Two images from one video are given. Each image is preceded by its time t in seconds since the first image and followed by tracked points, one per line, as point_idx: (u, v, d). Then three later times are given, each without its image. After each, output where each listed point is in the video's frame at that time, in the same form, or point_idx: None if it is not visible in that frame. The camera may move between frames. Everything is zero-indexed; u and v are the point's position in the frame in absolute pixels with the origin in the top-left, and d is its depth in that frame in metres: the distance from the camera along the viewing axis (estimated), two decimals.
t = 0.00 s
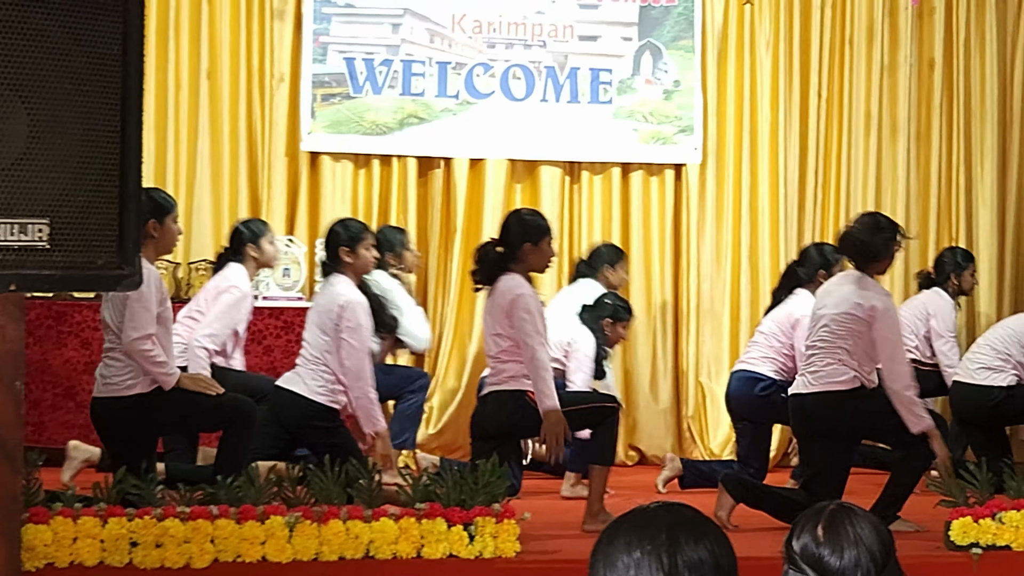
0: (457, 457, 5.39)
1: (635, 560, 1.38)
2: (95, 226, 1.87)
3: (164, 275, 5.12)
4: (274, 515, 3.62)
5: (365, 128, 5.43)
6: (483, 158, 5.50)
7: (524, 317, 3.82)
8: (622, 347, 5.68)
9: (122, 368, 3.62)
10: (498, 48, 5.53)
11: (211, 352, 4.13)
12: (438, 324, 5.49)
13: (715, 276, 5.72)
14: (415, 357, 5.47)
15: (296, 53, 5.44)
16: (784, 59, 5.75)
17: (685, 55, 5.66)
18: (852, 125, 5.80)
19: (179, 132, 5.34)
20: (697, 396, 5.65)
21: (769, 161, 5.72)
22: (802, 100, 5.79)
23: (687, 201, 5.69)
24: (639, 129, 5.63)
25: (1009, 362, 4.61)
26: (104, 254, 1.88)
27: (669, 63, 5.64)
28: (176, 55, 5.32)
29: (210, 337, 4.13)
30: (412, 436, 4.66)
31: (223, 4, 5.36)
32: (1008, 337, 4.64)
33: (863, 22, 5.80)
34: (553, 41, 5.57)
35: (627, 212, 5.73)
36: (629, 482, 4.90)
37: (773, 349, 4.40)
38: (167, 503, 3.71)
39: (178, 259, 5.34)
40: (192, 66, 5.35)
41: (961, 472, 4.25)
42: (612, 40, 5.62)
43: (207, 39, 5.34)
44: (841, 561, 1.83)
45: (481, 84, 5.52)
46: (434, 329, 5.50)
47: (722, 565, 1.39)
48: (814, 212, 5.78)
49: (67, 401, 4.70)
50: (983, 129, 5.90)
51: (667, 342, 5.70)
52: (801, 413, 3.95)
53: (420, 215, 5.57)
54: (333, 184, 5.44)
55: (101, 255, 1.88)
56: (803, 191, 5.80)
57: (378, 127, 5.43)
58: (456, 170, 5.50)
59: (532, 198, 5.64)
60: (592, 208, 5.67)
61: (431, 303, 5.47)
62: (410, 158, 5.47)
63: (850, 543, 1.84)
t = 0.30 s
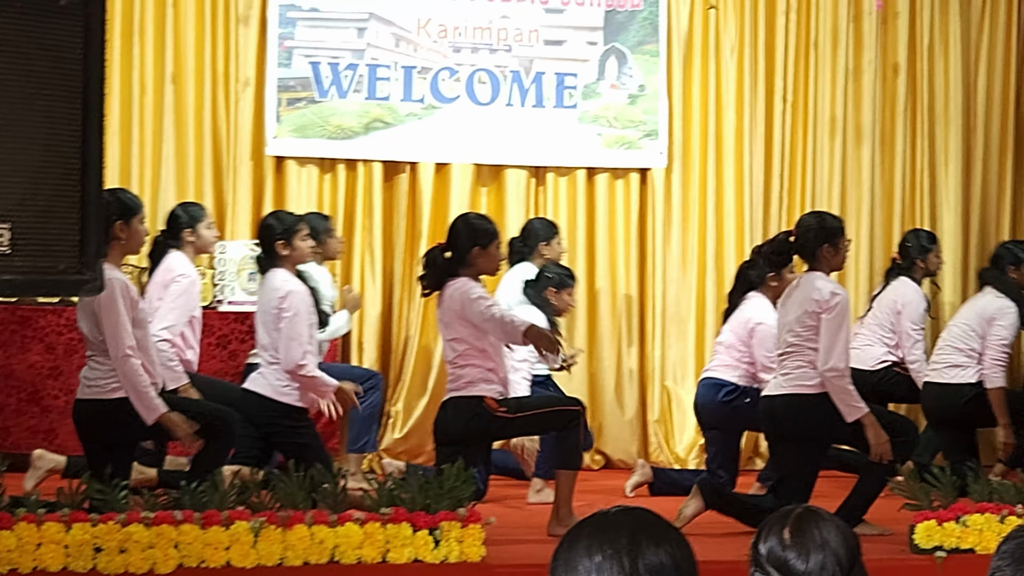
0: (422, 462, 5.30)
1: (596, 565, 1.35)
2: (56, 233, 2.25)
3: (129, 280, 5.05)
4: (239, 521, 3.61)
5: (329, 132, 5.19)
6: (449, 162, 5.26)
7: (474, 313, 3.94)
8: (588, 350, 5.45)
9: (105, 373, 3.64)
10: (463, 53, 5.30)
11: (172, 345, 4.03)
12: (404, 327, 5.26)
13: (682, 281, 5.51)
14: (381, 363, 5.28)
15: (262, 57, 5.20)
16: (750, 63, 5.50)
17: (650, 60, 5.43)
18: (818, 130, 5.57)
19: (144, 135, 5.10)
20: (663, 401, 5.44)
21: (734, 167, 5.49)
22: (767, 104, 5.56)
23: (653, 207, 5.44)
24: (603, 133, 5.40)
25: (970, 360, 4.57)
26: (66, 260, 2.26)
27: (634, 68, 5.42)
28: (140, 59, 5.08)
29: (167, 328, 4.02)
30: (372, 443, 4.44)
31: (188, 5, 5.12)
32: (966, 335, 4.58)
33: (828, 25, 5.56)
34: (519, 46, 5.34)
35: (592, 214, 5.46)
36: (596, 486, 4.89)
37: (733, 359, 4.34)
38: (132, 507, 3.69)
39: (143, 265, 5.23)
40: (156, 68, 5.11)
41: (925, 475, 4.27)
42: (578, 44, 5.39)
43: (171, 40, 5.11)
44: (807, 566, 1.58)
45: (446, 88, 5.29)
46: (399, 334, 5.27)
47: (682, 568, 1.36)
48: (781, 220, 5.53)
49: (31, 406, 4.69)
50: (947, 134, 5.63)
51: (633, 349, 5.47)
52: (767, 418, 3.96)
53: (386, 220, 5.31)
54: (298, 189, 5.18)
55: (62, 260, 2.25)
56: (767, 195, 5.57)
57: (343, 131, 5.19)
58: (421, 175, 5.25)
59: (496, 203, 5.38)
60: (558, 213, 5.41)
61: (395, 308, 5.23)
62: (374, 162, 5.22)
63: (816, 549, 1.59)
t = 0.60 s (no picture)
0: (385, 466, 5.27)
1: (556, 567, 1.43)
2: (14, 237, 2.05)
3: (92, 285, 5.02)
4: (201, 525, 3.60)
5: (292, 136, 5.18)
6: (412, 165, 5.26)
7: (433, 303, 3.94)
8: (550, 354, 5.44)
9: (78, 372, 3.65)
10: (426, 56, 5.30)
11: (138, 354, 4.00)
12: (367, 332, 5.23)
13: (645, 285, 5.52)
14: (344, 367, 5.26)
15: (224, 61, 5.18)
16: (712, 67, 5.53)
17: (614, 64, 5.44)
18: (781, 133, 5.58)
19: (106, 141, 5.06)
20: (627, 404, 5.44)
21: (698, 170, 5.51)
22: (730, 107, 5.57)
23: (616, 211, 5.45)
24: (566, 137, 5.41)
25: (930, 357, 4.44)
26: (24, 264, 2.06)
27: (597, 71, 5.43)
28: (102, 63, 5.05)
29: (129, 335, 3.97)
30: (338, 445, 4.47)
31: (149, 8, 5.10)
32: (922, 331, 4.48)
33: (790, 30, 5.57)
34: (482, 50, 5.34)
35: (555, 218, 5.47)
36: (562, 490, 4.88)
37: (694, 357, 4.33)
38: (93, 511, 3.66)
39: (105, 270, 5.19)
40: (118, 73, 5.08)
41: (888, 479, 4.27)
42: (541, 48, 5.40)
43: (134, 44, 5.07)
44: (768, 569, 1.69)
45: (409, 92, 5.28)
46: (363, 338, 5.24)
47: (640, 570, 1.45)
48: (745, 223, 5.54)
49: None
50: (909, 136, 5.66)
51: (596, 352, 5.47)
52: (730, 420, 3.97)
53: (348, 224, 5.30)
54: (261, 193, 5.16)
55: (21, 265, 2.05)
56: (729, 202, 5.57)
57: (306, 135, 5.19)
58: (384, 179, 5.24)
59: (461, 207, 5.38)
60: (522, 216, 5.41)
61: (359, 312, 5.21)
62: (337, 166, 5.21)
63: (775, 553, 1.70)
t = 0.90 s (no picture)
0: (349, 470, 5.26)
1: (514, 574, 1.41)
2: None
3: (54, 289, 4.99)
4: (162, 531, 3.60)
5: (254, 140, 5.17)
6: (375, 169, 5.25)
7: (398, 298, 3.89)
8: (512, 358, 5.45)
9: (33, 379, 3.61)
10: (389, 61, 5.31)
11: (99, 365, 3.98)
12: (329, 336, 5.23)
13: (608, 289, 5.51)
14: (307, 370, 5.25)
15: (185, 66, 5.17)
16: (674, 71, 5.53)
17: (576, 68, 5.45)
18: (743, 137, 5.60)
19: (67, 146, 5.04)
20: (590, 408, 5.44)
21: (660, 174, 5.52)
22: (692, 110, 5.59)
23: (579, 215, 5.45)
24: (529, 142, 5.42)
25: (893, 358, 4.49)
26: None
27: (560, 76, 5.44)
28: (62, 67, 5.02)
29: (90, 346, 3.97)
30: (301, 450, 4.45)
31: (110, 13, 5.08)
32: (882, 334, 4.53)
33: (751, 35, 5.59)
34: (444, 54, 5.35)
35: (518, 222, 5.47)
36: (525, 493, 4.88)
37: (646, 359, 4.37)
38: (53, 517, 3.65)
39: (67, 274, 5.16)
40: (79, 77, 5.05)
41: (848, 483, 4.29)
42: (503, 52, 5.41)
43: (95, 48, 5.06)
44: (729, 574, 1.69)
45: (372, 96, 5.29)
46: (325, 343, 5.23)
47: None
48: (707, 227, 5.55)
49: None
50: (870, 140, 5.69)
51: (559, 356, 5.47)
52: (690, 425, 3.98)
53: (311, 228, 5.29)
54: (223, 197, 5.16)
55: None
56: (691, 204, 5.59)
57: (268, 139, 5.18)
58: (347, 183, 5.23)
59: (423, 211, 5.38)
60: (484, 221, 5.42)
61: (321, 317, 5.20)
62: (299, 170, 5.20)
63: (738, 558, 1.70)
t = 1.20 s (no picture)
0: (311, 476, 5.25)
1: None
2: None
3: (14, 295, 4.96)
4: (123, 536, 3.56)
5: (216, 145, 5.16)
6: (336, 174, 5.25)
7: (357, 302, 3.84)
8: (474, 363, 5.45)
9: None
10: (351, 66, 5.31)
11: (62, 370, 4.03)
12: (291, 342, 5.22)
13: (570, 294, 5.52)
14: (268, 375, 5.24)
15: (147, 70, 5.16)
16: (636, 76, 5.55)
17: (538, 73, 5.47)
18: (704, 142, 5.63)
19: (28, 152, 5.02)
20: (552, 413, 5.46)
21: (621, 179, 5.55)
22: (654, 116, 5.61)
23: (541, 220, 5.47)
24: (491, 147, 5.43)
25: (855, 364, 4.52)
26: None
27: (521, 81, 5.45)
28: (23, 72, 5.00)
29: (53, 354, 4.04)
30: (262, 454, 4.44)
31: (71, 17, 5.06)
32: (845, 339, 4.55)
33: (713, 40, 5.62)
34: (406, 59, 5.36)
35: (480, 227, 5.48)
36: (488, 499, 4.88)
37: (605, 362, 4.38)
38: (11, 524, 3.62)
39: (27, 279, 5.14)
40: (40, 81, 5.04)
41: (809, 488, 4.32)
42: (465, 57, 5.42)
43: (55, 53, 5.04)
44: None
45: (334, 101, 5.29)
46: (287, 348, 5.22)
47: None
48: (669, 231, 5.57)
49: None
50: (830, 145, 5.72)
51: (520, 360, 5.48)
52: (649, 429, 3.98)
53: (273, 232, 5.29)
54: (184, 202, 5.14)
55: None
56: (653, 209, 5.61)
57: (230, 144, 5.17)
58: (308, 188, 5.23)
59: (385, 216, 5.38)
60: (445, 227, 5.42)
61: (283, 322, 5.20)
62: (261, 175, 5.19)
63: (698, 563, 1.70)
